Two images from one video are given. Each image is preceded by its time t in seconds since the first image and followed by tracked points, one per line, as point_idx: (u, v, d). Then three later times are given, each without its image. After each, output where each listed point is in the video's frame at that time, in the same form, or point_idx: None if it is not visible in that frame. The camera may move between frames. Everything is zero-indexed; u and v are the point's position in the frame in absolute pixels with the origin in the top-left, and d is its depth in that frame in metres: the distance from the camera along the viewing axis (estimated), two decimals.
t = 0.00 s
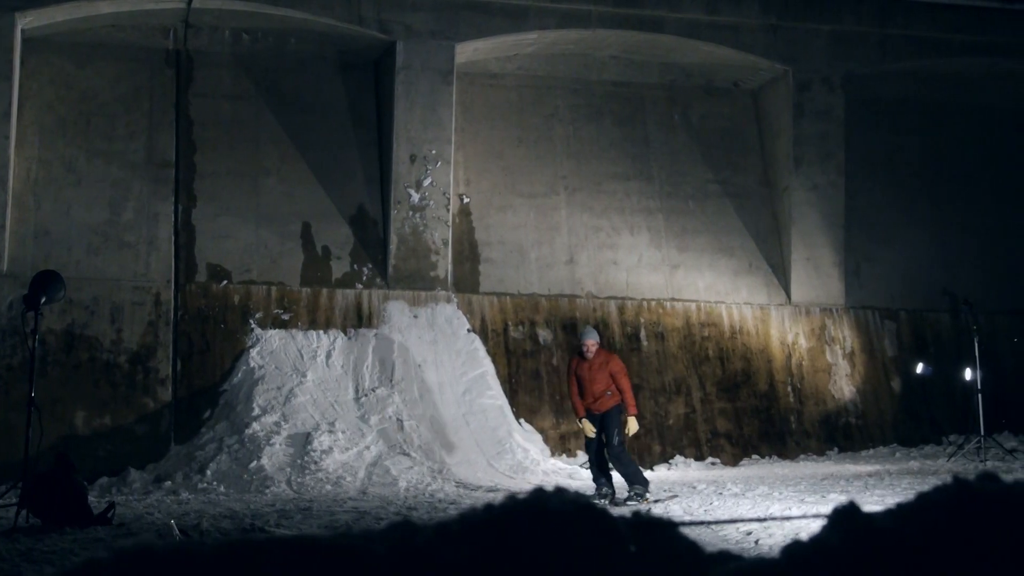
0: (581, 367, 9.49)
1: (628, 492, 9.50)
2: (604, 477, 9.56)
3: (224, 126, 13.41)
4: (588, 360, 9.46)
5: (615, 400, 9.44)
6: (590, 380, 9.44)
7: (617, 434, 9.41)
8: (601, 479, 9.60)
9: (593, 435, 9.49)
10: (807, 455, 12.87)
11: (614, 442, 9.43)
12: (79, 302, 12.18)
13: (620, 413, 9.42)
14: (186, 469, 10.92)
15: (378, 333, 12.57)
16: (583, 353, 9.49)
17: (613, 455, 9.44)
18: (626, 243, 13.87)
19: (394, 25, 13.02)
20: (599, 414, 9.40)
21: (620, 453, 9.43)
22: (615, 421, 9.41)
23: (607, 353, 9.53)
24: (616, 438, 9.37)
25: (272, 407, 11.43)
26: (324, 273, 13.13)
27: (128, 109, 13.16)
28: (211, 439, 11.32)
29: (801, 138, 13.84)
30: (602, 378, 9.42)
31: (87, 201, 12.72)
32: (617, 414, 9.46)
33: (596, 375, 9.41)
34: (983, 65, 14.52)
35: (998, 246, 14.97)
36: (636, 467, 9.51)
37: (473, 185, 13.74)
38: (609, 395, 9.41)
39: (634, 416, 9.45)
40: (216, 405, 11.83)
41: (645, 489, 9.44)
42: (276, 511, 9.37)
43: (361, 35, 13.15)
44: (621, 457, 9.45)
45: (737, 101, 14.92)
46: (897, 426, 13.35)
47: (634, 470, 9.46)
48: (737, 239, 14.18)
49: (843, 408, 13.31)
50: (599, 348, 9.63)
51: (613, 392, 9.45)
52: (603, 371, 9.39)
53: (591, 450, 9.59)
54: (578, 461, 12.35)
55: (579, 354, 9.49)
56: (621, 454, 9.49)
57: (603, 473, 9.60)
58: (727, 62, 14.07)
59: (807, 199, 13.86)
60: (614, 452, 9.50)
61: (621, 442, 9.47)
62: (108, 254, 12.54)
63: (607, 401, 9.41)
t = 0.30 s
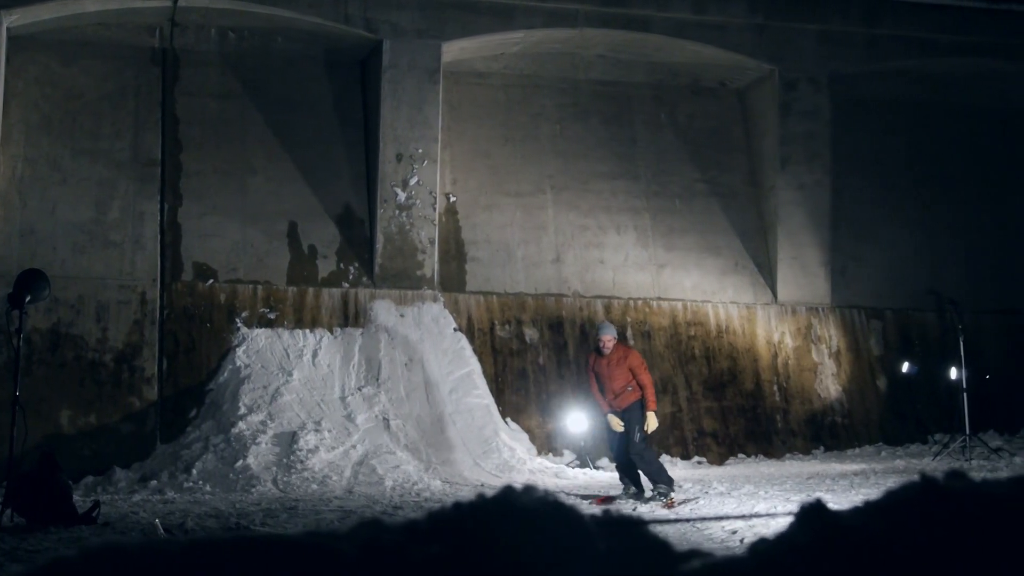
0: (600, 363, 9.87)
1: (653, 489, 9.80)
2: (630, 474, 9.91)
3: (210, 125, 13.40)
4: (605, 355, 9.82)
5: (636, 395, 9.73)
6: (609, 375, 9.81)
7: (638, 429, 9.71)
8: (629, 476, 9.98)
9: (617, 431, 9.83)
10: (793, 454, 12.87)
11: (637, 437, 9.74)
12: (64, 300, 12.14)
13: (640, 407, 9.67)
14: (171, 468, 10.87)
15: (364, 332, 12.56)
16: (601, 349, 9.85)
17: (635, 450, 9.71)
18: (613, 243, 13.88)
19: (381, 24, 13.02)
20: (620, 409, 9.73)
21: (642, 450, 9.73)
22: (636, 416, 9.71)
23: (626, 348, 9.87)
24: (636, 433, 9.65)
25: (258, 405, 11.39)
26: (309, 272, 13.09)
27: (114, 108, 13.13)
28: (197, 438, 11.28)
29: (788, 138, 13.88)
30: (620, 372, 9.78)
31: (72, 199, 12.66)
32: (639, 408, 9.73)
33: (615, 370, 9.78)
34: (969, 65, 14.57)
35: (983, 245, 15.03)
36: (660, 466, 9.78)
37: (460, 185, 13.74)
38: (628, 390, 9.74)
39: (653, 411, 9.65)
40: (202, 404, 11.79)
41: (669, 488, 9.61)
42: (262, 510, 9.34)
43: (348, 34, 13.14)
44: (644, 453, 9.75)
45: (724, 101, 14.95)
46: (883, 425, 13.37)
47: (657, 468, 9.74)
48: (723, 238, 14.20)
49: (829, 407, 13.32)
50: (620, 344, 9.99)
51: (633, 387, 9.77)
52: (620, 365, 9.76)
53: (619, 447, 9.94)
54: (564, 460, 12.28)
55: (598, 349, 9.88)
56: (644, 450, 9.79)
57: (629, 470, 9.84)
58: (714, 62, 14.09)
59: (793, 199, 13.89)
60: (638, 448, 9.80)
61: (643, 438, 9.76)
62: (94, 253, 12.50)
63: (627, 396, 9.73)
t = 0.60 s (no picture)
0: (615, 360, 9.17)
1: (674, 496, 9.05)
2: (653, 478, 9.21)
3: (195, 123, 13.37)
4: (619, 350, 9.10)
5: (652, 393, 9.02)
6: (625, 373, 9.08)
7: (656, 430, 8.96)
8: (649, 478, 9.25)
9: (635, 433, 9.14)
10: (779, 453, 12.88)
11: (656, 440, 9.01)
12: (49, 299, 12.11)
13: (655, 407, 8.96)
14: (156, 467, 10.82)
15: (350, 332, 12.55)
16: (614, 345, 9.14)
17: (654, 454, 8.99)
18: (599, 242, 13.89)
19: (368, 23, 13.01)
20: (636, 409, 9.02)
21: (662, 453, 8.97)
22: (653, 417, 8.98)
23: (642, 342, 9.12)
24: (653, 436, 8.93)
25: (244, 404, 11.34)
26: (296, 271, 13.11)
27: (99, 107, 13.10)
28: (182, 437, 11.24)
29: (774, 138, 13.90)
30: (634, 370, 9.03)
31: (57, 198, 12.62)
32: (656, 408, 9.00)
33: (630, 368, 9.05)
34: (954, 65, 14.61)
35: (968, 244, 15.07)
36: (681, 469, 9.04)
37: (446, 184, 13.74)
38: (643, 389, 9.03)
39: (671, 410, 8.91)
40: (188, 403, 11.75)
41: (688, 493, 8.94)
42: (246, 509, 9.30)
43: (334, 33, 13.13)
44: (664, 456, 9.00)
45: (710, 100, 14.98)
46: (868, 424, 13.40)
47: (677, 472, 8.99)
48: (710, 238, 14.22)
49: (815, 406, 13.34)
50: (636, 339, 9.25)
51: (649, 385, 9.04)
52: (635, 362, 9.03)
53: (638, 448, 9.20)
54: (551, 459, 12.29)
55: (612, 344, 9.15)
56: (664, 452, 9.04)
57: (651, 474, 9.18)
58: (700, 61, 14.10)
59: (778, 198, 13.91)
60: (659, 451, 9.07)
61: (663, 439, 8.99)
62: (79, 252, 12.47)
63: (644, 395, 9.03)
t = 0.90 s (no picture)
0: (627, 360, 8.91)
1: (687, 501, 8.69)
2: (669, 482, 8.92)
3: (180, 123, 13.36)
4: (631, 349, 8.85)
5: (666, 394, 8.76)
6: (637, 373, 8.83)
7: (670, 432, 8.71)
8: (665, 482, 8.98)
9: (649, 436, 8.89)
10: (765, 452, 12.90)
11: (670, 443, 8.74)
12: (34, 299, 12.07)
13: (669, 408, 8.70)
14: (141, 467, 10.79)
15: (335, 331, 12.54)
16: (627, 344, 8.88)
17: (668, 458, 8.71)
18: (585, 241, 13.90)
19: (354, 22, 13.00)
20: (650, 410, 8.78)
21: (676, 456, 8.69)
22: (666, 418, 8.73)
23: (655, 341, 8.85)
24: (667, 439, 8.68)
25: (229, 404, 11.31)
26: (282, 270, 13.09)
27: (84, 106, 13.08)
28: (167, 437, 11.20)
29: (759, 138, 13.92)
30: (648, 371, 8.77)
31: (42, 197, 12.59)
32: (671, 410, 8.76)
33: (642, 368, 8.79)
34: (939, 65, 14.65)
35: (954, 244, 15.10)
36: (696, 474, 8.74)
37: (432, 183, 13.74)
38: (657, 390, 8.77)
39: (685, 411, 8.65)
40: (173, 403, 11.72)
41: (703, 499, 8.58)
42: (231, 509, 9.28)
43: (320, 32, 13.13)
44: (679, 460, 8.71)
45: (696, 100, 15.01)
46: (854, 423, 13.43)
47: (692, 476, 8.71)
48: (695, 237, 14.24)
49: (800, 405, 13.36)
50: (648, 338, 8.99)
51: (664, 385, 8.77)
52: (647, 362, 8.77)
53: (653, 452, 8.95)
54: (536, 459, 12.30)
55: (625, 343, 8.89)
56: (679, 456, 8.74)
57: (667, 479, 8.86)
58: (686, 61, 14.13)
59: (764, 198, 13.93)
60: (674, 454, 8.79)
61: (677, 442, 8.73)
62: (64, 251, 12.43)
63: (658, 396, 8.77)
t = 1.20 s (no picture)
0: (637, 356, 8.87)
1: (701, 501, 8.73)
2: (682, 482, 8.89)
3: (165, 121, 13.34)
4: (641, 345, 8.82)
5: (673, 394, 8.69)
6: (646, 371, 8.78)
7: (677, 433, 8.65)
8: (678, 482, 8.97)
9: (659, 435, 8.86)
10: (749, 451, 12.93)
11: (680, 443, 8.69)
12: (17, 297, 12.03)
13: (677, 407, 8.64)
14: (125, 467, 10.75)
15: (320, 330, 12.51)
16: (637, 341, 8.86)
17: (678, 458, 8.69)
18: (570, 240, 13.91)
19: (339, 21, 12.98)
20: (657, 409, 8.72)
21: (688, 459, 8.68)
22: (674, 418, 8.68)
23: (665, 337, 8.79)
24: (675, 440, 8.64)
25: (214, 403, 11.28)
26: (267, 269, 13.10)
27: (68, 104, 13.04)
28: (152, 436, 11.17)
29: (745, 137, 13.93)
30: (656, 368, 8.72)
31: (25, 195, 12.55)
32: (679, 409, 8.68)
33: (651, 365, 8.74)
34: (924, 65, 14.69)
35: (940, 243, 15.14)
36: (710, 478, 8.73)
37: (417, 182, 13.73)
38: (665, 388, 8.71)
39: (691, 412, 8.55)
40: (157, 402, 11.68)
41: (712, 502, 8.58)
42: (216, 507, 9.26)
43: (305, 31, 13.12)
44: (690, 462, 8.72)
45: (681, 100, 15.04)
46: (839, 422, 13.46)
47: (704, 478, 8.69)
48: (681, 237, 14.26)
49: (785, 405, 13.38)
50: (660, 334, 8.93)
51: (672, 384, 8.70)
52: (656, 359, 8.72)
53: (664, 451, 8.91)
54: (521, 458, 12.31)
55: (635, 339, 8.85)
56: (691, 458, 8.72)
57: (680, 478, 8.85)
58: (671, 61, 14.15)
59: (749, 197, 13.95)
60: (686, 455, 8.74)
61: (688, 443, 8.68)
62: (47, 249, 12.39)
63: (666, 396, 8.70)
